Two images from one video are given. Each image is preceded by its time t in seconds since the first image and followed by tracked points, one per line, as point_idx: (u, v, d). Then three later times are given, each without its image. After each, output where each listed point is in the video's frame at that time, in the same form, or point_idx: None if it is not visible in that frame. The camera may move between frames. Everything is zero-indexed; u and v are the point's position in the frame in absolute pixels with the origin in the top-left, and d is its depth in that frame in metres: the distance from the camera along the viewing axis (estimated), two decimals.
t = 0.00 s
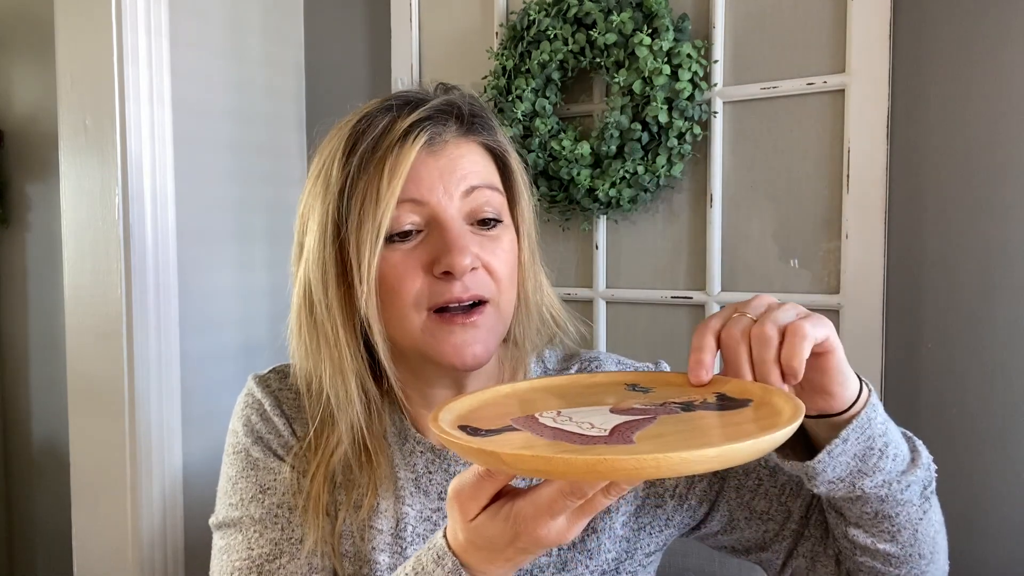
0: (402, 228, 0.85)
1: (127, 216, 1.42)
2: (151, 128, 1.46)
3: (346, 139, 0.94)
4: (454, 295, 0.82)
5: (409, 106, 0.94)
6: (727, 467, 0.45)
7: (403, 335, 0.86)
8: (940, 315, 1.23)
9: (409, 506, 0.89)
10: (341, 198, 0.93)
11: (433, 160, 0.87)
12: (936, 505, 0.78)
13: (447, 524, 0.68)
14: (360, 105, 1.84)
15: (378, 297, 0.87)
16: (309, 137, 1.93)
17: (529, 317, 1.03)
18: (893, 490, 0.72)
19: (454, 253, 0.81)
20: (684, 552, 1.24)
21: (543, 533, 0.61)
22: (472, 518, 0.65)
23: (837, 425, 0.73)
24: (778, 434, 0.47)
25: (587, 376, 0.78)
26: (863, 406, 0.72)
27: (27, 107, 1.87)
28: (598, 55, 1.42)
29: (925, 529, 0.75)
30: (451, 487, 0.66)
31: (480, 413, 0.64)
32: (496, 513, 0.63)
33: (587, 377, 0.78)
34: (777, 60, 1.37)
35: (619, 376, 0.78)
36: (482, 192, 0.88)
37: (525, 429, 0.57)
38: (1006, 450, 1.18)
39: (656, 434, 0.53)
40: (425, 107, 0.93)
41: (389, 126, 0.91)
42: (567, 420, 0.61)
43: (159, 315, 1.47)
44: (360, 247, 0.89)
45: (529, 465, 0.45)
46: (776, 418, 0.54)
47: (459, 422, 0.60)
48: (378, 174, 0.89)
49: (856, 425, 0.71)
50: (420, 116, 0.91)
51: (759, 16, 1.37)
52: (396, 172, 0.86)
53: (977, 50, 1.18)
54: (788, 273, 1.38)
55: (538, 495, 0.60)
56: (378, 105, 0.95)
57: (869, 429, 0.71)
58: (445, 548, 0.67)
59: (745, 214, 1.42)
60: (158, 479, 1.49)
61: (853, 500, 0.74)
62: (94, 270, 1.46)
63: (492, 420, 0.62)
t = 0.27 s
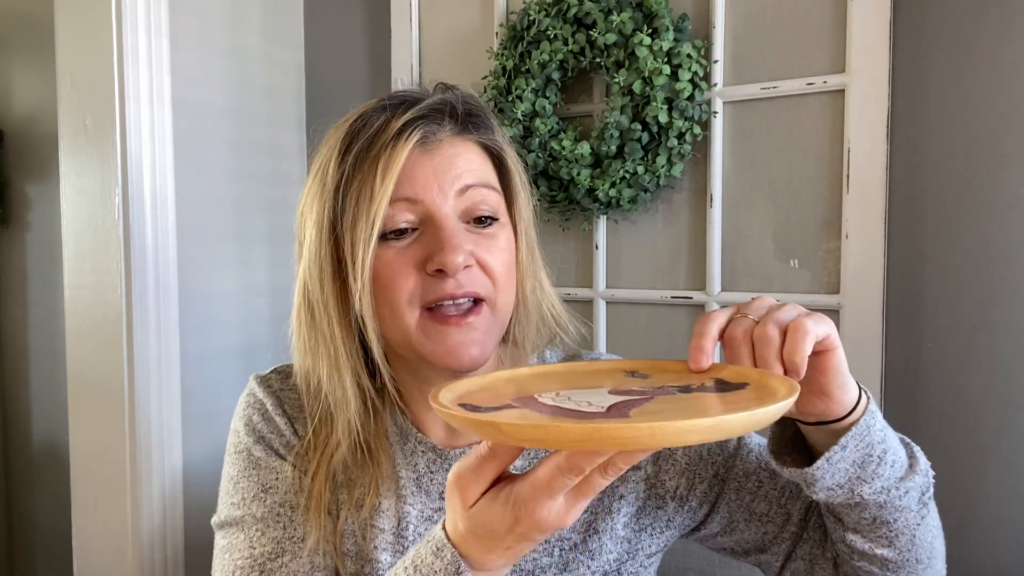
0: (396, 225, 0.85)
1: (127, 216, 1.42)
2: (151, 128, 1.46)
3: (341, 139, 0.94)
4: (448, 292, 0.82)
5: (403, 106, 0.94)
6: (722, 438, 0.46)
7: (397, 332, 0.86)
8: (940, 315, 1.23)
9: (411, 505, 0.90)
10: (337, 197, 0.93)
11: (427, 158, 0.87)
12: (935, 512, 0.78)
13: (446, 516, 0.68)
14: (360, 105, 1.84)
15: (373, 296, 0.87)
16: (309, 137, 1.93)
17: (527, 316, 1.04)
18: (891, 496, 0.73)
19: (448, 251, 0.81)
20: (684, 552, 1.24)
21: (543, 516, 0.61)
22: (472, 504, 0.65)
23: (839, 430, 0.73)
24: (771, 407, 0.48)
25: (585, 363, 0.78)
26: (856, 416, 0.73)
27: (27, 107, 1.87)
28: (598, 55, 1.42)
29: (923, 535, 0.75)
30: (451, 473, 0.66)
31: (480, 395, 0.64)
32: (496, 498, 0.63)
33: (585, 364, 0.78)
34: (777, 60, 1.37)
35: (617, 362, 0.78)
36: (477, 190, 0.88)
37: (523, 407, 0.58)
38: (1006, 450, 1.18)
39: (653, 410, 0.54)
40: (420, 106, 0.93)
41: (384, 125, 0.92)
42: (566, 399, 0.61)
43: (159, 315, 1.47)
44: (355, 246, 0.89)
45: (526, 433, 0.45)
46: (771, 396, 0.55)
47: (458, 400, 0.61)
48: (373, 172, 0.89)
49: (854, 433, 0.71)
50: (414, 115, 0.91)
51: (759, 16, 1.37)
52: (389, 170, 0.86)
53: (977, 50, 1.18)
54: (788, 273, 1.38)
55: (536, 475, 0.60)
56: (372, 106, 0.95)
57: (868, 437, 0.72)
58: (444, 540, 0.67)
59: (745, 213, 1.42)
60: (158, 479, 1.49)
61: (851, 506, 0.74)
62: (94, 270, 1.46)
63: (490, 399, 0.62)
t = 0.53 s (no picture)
0: (399, 226, 0.85)
1: (127, 217, 1.42)
2: (151, 129, 1.46)
3: (345, 139, 0.94)
4: (450, 293, 0.82)
5: (406, 106, 0.94)
6: (730, 426, 0.46)
7: (399, 333, 0.86)
8: (940, 315, 1.23)
9: (412, 505, 0.90)
10: (339, 197, 0.93)
11: (429, 159, 0.87)
12: (929, 513, 0.78)
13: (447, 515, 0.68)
14: (360, 105, 1.84)
15: (376, 296, 0.87)
16: (309, 138, 1.93)
17: (529, 316, 1.04)
18: (885, 498, 0.73)
19: (450, 252, 0.81)
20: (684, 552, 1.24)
21: (544, 511, 0.61)
22: (475, 500, 0.65)
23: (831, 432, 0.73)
24: (776, 397, 0.48)
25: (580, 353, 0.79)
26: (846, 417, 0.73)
27: (27, 107, 1.87)
28: (598, 55, 1.42)
29: (918, 537, 0.75)
30: (456, 469, 0.67)
31: (480, 386, 0.64)
32: (498, 492, 0.64)
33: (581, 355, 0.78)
34: (777, 60, 1.37)
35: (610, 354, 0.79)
36: (479, 191, 0.88)
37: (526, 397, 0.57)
38: (1005, 451, 1.18)
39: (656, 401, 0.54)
40: (422, 107, 0.93)
41: (387, 125, 0.91)
42: (566, 390, 0.61)
43: (159, 316, 1.47)
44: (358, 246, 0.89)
45: (536, 423, 0.45)
46: (771, 385, 0.56)
47: (459, 392, 0.60)
48: (375, 172, 0.89)
49: (845, 434, 0.71)
50: (417, 116, 0.91)
51: (759, 16, 1.37)
52: (392, 171, 0.86)
53: (977, 50, 1.18)
54: (788, 273, 1.38)
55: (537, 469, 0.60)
56: (376, 106, 0.95)
57: (859, 438, 0.72)
58: (445, 539, 0.67)
59: (745, 213, 1.42)
60: (158, 480, 1.49)
61: (846, 508, 0.74)
62: (94, 271, 1.46)
63: (491, 391, 0.62)
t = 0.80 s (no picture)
0: (402, 225, 0.85)
1: (127, 216, 1.42)
2: (151, 129, 1.46)
3: (347, 138, 0.94)
4: (453, 292, 0.82)
5: (409, 106, 0.94)
6: (736, 432, 0.46)
7: (402, 332, 0.86)
8: (940, 315, 1.23)
9: (413, 505, 0.89)
10: (342, 197, 0.93)
11: (432, 158, 0.87)
12: (928, 512, 0.78)
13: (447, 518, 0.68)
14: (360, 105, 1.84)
15: (379, 296, 0.87)
16: (310, 137, 1.93)
17: (530, 316, 1.04)
18: (883, 497, 0.73)
19: (453, 251, 0.81)
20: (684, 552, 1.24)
21: (545, 515, 0.61)
22: (476, 505, 0.65)
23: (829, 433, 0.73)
24: (779, 402, 0.49)
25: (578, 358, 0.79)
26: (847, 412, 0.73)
27: (27, 107, 1.87)
28: (598, 55, 1.42)
29: (917, 536, 0.75)
30: (456, 472, 0.67)
31: (479, 393, 0.64)
32: (499, 497, 0.63)
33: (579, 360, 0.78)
34: (777, 60, 1.37)
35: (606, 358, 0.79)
36: (482, 190, 0.88)
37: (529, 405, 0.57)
38: (1005, 451, 1.18)
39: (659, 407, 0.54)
40: (425, 106, 0.93)
41: (389, 125, 0.92)
42: (566, 398, 0.61)
43: (159, 316, 1.47)
44: (361, 246, 0.89)
45: (547, 435, 0.45)
46: (771, 388, 0.56)
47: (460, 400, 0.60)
48: (378, 172, 0.89)
49: (842, 433, 0.71)
50: (420, 115, 0.91)
51: (759, 16, 1.37)
52: (395, 170, 0.86)
53: (977, 49, 1.18)
54: (788, 273, 1.38)
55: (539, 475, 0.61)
56: (379, 105, 0.95)
57: (855, 437, 0.72)
58: (446, 542, 0.67)
59: (745, 213, 1.42)
60: (158, 480, 1.49)
61: (844, 507, 0.74)
62: (94, 271, 1.46)
63: (492, 398, 0.62)
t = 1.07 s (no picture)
0: (384, 226, 0.85)
1: (127, 216, 1.42)
2: (151, 129, 1.46)
3: (329, 143, 0.95)
4: (439, 289, 0.82)
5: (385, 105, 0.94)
6: (740, 431, 0.46)
7: (394, 330, 0.86)
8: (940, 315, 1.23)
9: (415, 506, 0.89)
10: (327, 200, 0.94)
11: (407, 155, 0.87)
12: (930, 518, 0.78)
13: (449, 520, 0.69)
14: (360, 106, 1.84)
15: (369, 296, 0.88)
16: (310, 137, 1.93)
17: (532, 314, 1.04)
18: (883, 501, 0.73)
19: (434, 248, 0.81)
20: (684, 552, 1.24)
21: (547, 517, 0.61)
22: (478, 507, 0.65)
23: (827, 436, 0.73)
24: (780, 402, 0.49)
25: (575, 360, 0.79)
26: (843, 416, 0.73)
27: (27, 107, 1.87)
28: (598, 55, 1.42)
29: (917, 542, 0.75)
30: (457, 475, 0.66)
31: (479, 397, 0.64)
32: (502, 499, 0.63)
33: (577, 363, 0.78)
34: (777, 60, 1.37)
35: (603, 361, 0.78)
36: (463, 184, 0.87)
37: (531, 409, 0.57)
38: (1005, 451, 1.18)
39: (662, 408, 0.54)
40: (399, 103, 0.93)
41: (366, 126, 0.92)
42: (566, 400, 0.61)
43: (159, 316, 1.47)
44: (345, 247, 0.90)
45: (553, 438, 0.45)
46: (770, 387, 0.56)
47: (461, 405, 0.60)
48: (356, 173, 0.89)
49: (842, 436, 0.72)
50: (394, 113, 0.91)
51: (759, 16, 1.37)
52: (370, 171, 0.86)
53: (977, 49, 1.18)
54: (788, 274, 1.38)
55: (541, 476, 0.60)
56: (357, 109, 0.96)
57: (855, 441, 0.72)
58: (447, 544, 0.67)
59: (745, 214, 1.42)
60: (158, 480, 1.49)
61: (845, 513, 0.74)
62: (94, 270, 1.47)
63: (493, 402, 0.61)
